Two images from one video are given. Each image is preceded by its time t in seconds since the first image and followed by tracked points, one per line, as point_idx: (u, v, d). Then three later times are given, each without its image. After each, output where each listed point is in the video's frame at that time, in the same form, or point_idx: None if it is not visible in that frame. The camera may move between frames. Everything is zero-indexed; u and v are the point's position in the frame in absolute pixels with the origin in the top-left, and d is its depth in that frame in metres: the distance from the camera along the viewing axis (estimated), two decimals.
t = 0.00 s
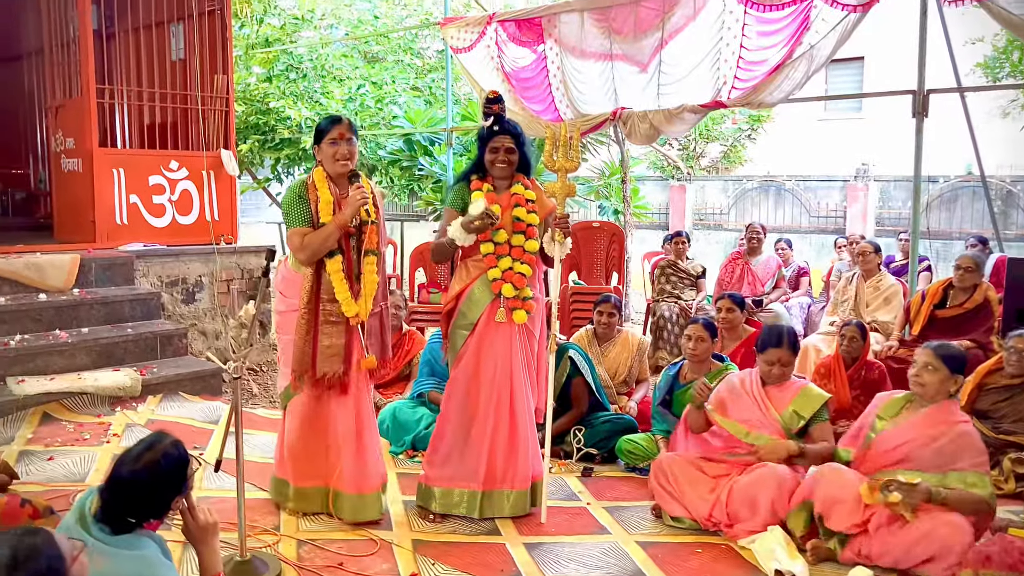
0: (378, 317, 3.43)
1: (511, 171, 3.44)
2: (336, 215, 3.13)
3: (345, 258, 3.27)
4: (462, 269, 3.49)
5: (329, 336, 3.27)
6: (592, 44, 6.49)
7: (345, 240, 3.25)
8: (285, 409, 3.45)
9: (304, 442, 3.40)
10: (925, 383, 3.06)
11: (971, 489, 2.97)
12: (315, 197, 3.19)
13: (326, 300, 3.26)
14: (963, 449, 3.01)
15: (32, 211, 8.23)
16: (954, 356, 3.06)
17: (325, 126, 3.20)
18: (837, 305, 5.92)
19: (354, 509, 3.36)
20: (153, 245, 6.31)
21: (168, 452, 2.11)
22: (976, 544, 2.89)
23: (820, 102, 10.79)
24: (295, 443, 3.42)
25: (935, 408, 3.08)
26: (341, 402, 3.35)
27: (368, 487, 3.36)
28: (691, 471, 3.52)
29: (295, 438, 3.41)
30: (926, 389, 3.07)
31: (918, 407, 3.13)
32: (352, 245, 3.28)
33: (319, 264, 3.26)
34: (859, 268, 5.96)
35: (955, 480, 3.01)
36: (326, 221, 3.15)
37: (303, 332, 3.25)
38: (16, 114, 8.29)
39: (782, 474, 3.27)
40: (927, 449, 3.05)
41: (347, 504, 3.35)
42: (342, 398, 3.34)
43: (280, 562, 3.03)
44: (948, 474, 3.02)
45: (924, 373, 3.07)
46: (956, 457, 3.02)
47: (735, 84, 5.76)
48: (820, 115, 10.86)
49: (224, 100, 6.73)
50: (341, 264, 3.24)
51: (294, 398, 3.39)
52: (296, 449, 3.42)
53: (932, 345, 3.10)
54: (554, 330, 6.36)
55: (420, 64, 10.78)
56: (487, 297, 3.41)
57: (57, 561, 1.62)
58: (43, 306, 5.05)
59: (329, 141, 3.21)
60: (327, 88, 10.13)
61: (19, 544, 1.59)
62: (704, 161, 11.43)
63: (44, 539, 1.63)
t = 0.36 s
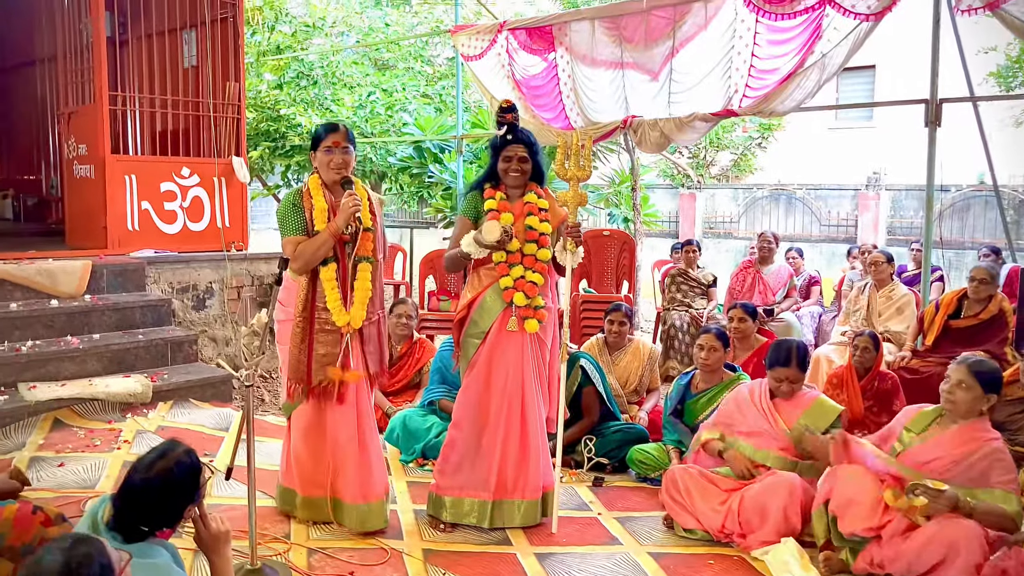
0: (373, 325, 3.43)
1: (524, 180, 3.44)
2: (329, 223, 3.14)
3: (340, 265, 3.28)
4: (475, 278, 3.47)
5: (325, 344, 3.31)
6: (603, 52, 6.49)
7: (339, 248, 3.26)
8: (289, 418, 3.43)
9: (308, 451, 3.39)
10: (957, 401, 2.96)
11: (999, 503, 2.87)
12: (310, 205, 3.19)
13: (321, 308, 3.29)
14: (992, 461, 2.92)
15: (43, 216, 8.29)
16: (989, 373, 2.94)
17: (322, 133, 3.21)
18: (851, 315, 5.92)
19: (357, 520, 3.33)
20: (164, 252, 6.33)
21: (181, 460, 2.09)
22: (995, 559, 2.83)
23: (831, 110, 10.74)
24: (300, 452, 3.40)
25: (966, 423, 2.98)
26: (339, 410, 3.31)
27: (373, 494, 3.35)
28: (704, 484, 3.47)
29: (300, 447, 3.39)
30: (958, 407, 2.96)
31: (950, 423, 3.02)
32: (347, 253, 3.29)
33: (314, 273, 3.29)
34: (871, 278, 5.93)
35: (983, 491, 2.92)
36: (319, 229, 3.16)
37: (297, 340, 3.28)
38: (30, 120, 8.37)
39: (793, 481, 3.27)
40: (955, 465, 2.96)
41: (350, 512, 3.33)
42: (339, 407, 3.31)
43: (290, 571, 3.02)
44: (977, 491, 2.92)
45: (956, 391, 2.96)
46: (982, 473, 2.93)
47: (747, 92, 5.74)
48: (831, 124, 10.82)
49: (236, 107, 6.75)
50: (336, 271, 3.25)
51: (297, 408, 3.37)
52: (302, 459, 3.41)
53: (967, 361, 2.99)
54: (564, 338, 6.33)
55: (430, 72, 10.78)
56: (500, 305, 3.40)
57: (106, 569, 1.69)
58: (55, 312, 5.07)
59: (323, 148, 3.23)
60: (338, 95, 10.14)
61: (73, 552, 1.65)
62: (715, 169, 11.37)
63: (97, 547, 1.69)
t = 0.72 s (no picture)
0: (372, 323, 3.43)
1: (534, 179, 3.43)
2: (326, 222, 3.13)
3: (336, 264, 3.27)
4: (483, 278, 3.47)
5: (323, 343, 3.29)
6: (611, 53, 6.47)
7: (337, 247, 3.25)
8: (288, 418, 3.42)
9: (308, 450, 3.38)
10: (964, 414, 2.85)
11: None
12: (307, 202, 3.18)
13: (318, 307, 3.28)
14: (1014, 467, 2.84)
15: (50, 211, 8.31)
16: (993, 380, 2.80)
17: (318, 131, 3.19)
18: (856, 319, 5.88)
19: (354, 519, 3.32)
20: (170, 248, 6.33)
21: (189, 455, 2.09)
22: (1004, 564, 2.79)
23: (838, 114, 10.71)
24: (299, 452, 3.39)
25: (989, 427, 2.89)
26: (337, 409, 3.30)
27: (371, 493, 3.35)
28: (710, 488, 3.47)
29: (299, 447, 3.39)
30: (964, 417, 2.85)
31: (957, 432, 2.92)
32: (344, 251, 3.26)
33: (311, 272, 3.27)
34: (878, 282, 5.91)
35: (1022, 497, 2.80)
36: (316, 227, 3.15)
37: (296, 339, 3.26)
38: (38, 115, 8.39)
39: (799, 483, 3.24)
40: (964, 470, 2.87)
41: (347, 511, 3.31)
42: (337, 406, 3.30)
43: (295, 568, 3.01)
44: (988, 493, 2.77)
45: (961, 404, 2.84)
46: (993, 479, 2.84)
47: (756, 95, 5.73)
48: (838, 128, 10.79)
49: (244, 104, 6.74)
50: (332, 269, 3.24)
51: (295, 408, 3.36)
52: (302, 459, 3.40)
53: (968, 369, 2.83)
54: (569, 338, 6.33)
55: (437, 71, 10.77)
56: (507, 305, 3.39)
57: (128, 566, 1.66)
58: (61, 307, 5.07)
59: (321, 146, 3.20)
60: (344, 93, 10.12)
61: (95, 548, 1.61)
62: (721, 172, 11.32)
63: (118, 542, 1.65)
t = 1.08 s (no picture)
0: (371, 316, 3.44)
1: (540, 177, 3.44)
2: (324, 215, 3.14)
3: (335, 257, 3.28)
4: (486, 274, 3.48)
5: (323, 337, 3.29)
6: (616, 50, 6.46)
7: (336, 240, 3.26)
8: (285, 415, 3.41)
9: (307, 445, 3.38)
10: (942, 413, 2.91)
11: None
12: (305, 196, 3.18)
13: (318, 301, 3.28)
14: None
15: (52, 203, 8.32)
16: (966, 375, 2.86)
17: (316, 126, 3.17)
18: (858, 318, 5.93)
19: (352, 511, 3.33)
20: (173, 242, 6.33)
21: (192, 448, 2.09)
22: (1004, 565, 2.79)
23: (842, 113, 10.69)
24: (297, 447, 3.39)
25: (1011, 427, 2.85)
26: (337, 404, 3.31)
27: (369, 487, 3.37)
28: (711, 486, 3.47)
29: (297, 442, 3.38)
30: (942, 415, 2.91)
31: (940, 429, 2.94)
32: (343, 244, 3.28)
33: (309, 265, 3.27)
34: (880, 282, 5.91)
35: None
36: (315, 220, 3.15)
37: (296, 333, 3.25)
38: (40, 106, 8.40)
39: (801, 482, 3.23)
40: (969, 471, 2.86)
41: (346, 505, 3.33)
42: (337, 400, 3.31)
43: (296, 562, 3.01)
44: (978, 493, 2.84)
45: (938, 404, 2.90)
46: (991, 478, 2.85)
47: (760, 93, 5.71)
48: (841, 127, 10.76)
49: (248, 98, 6.74)
50: (331, 262, 3.25)
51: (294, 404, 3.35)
52: (300, 454, 3.40)
53: (939, 368, 2.89)
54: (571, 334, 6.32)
55: (441, 66, 10.74)
56: (510, 301, 3.39)
57: (137, 544, 1.75)
58: (64, 299, 5.07)
59: (319, 142, 3.18)
60: (348, 88, 10.11)
61: (106, 527, 1.72)
62: (724, 170, 11.35)
63: (129, 523, 1.76)
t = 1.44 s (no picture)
0: (375, 312, 3.46)
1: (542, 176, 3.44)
2: (326, 211, 3.14)
3: (337, 253, 3.30)
4: (490, 273, 3.49)
5: (327, 334, 3.31)
6: (618, 49, 6.46)
7: (337, 236, 3.28)
8: (291, 416, 3.40)
9: (312, 444, 3.39)
10: (932, 398, 2.92)
11: None
12: (305, 195, 3.18)
13: (322, 299, 3.29)
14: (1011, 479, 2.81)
15: (56, 202, 8.35)
16: (962, 368, 2.91)
17: (314, 125, 3.17)
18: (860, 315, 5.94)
19: (355, 507, 3.36)
20: (176, 241, 6.34)
21: (198, 446, 2.11)
22: (1006, 565, 2.79)
23: (845, 112, 10.67)
24: (302, 446, 3.39)
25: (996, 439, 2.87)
26: (343, 400, 3.33)
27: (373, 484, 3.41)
28: (718, 480, 3.49)
29: (302, 441, 3.38)
30: (932, 403, 2.93)
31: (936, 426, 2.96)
32: (344, 240, 3.30)
33: (312, 262, 3.29)
34: (884, 280, 5.91)
35: None
36: (316, 217, 3.16)
37: (301, 331, 3.27)
38: (44, 106, 8.44)
39: (802, 478, 3.25)
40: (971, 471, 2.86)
41: (349, 501, 3.35)
42: (344, 397, 3.33)
43: (300, 560, 3.02)
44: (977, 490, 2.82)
45: (929, 388, 2.93)
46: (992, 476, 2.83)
47: (763, 92, 5.71)
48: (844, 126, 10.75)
49: (251, 96, 6.76)
50: (333, 259, 3.26)
51: (300, 403, 3.36)
52: (305, 453, 3.39)
53: (940, 357, 2.95)
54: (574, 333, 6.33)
55: (443, 65, 10.75)
56: (514, 300, 3.39)
57: (163, 536, 1.75)
58: (68, 298, 5.09)
59: (317, 141, 3.18)
60: (351, 87, 10.12)
61: (131, 520, 1.72)
62: (727, 169, 11.36)
63: (153, 515, 1.75)
